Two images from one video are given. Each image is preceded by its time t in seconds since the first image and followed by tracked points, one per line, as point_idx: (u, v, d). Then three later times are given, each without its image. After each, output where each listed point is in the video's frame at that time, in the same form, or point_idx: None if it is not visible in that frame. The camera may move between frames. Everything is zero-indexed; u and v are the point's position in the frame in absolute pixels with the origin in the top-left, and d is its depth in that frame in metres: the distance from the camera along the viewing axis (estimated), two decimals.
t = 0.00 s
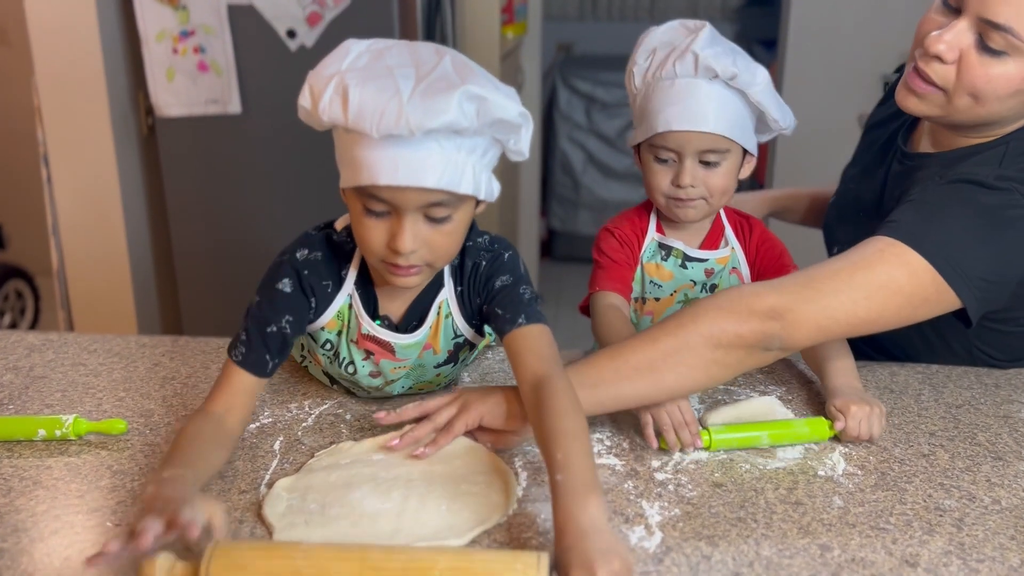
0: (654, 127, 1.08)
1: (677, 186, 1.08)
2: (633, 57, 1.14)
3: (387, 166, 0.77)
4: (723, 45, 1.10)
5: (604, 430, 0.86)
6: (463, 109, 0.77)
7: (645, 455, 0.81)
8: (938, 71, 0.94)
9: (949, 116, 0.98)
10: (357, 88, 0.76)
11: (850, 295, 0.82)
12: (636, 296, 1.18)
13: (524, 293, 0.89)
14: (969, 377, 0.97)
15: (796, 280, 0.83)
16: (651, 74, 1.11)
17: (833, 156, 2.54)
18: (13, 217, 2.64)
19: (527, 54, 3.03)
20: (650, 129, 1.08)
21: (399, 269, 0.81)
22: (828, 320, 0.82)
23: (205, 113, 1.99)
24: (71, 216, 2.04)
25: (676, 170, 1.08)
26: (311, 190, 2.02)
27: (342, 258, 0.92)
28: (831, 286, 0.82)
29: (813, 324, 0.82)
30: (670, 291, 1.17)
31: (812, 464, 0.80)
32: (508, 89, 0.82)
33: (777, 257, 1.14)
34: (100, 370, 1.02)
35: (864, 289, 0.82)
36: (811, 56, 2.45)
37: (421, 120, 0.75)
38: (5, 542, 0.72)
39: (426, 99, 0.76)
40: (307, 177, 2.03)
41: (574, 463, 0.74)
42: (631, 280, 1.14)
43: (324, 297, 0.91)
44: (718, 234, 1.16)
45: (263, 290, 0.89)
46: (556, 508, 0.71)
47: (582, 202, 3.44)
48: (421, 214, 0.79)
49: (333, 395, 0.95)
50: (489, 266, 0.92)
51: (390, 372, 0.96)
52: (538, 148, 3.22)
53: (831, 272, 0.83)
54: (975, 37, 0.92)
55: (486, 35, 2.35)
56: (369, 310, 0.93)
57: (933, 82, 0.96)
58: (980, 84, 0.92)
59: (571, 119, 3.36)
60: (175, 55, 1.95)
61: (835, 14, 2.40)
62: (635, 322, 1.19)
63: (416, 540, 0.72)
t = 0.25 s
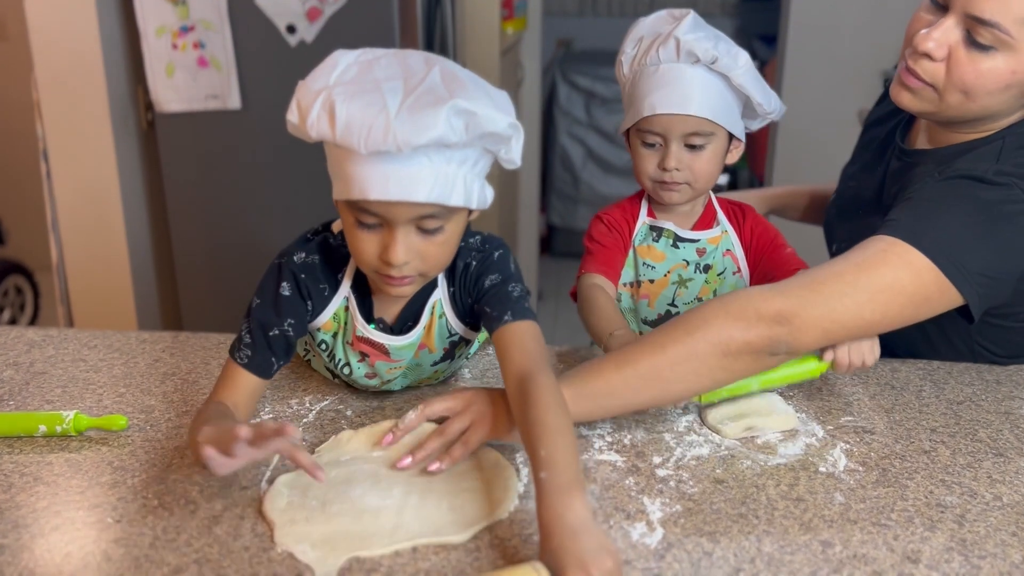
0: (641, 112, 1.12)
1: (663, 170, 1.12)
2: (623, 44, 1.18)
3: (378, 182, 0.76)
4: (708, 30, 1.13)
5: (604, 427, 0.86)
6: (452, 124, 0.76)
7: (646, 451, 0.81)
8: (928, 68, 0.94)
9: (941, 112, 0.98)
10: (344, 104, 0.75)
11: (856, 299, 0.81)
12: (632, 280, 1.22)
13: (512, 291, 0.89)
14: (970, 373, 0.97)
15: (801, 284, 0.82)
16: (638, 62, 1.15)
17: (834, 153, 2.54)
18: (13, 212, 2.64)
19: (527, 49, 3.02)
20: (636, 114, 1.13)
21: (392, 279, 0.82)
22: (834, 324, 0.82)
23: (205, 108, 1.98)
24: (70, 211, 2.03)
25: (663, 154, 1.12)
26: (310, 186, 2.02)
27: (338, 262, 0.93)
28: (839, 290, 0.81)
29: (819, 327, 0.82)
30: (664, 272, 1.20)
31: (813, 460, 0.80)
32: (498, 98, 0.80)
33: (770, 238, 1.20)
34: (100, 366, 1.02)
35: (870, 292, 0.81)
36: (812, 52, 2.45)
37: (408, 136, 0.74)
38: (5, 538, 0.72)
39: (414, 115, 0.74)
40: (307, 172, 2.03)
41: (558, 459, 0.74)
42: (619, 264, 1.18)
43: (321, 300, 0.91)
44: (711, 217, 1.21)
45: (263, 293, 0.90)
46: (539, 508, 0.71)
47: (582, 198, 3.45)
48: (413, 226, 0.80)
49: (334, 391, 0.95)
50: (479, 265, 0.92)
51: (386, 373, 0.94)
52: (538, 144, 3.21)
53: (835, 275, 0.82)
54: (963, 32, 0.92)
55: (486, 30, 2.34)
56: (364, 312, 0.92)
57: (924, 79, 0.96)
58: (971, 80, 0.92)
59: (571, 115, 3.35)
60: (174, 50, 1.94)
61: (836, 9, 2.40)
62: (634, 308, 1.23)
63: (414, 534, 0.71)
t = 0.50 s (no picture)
0: (633, 109, 1.11)
1: (657, 165, 1.12)
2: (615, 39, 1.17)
3: (362, 189, 0.76)
4: (697, 25, 1.13)
5: (604, 422, 0.85)
6: (434, 130, 0.75)
7: (646, 447, 0.81)
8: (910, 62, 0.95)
9: (928, 105, 0.98)
10: (326, 111, 0.74)
11: (855, 292, 0.80)
12: (627, 268, 1.23)
13: (500, 286, 0.88)
14: (971, 369, 0.97)
15: (797, 280, 0.81)
16: (629, 58, 1.14)
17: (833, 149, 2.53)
18: (12, 207, 2.63)
19: (527, 44, 3.01)
20: (629, 111, 1.12)
21: (381, 282, 0.82)
22: (831, 318, 0.81)
23: (204, 103, 1.98)
24: (69, 206, 2.03)
25: (658, 149, 1.12)
26: (309, 182, 2.01)
27: (330, 260, 0.92)
28: (835, 282, 0.80)
29: (816, 323, 0.81)
30: (659, 258, 1.21)
31: (814, 456, 0.80)
32: (483, 102, 0.79)
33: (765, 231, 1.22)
34: (99, 361, 1.02)
35: (867, 285, 0.80)
36: (812, 48, 2.44)
37: (390, 143, 0.73)
38: (4, 534, 0.71)
39: (395, 121, 0.74)
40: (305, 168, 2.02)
41: (551, 455, 0.73)
42: (593, 265, 1.20)
43: (313, 298, 0.91)
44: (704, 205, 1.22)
45: (258, 290, 0.90)
46: (536, 506, 0.70)
47: (582, 193, 3.44)
48: (400, 231, 0.79)
49: (334, 386, 0.95)
50: (466, 264, 0.91)
51: (377, 372, 0.93)
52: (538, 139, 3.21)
53: (831, 270, 0.81)
54: (942, 26, 0.92)
55: (486, 26, 2.33)
56: (356, 312, 0.92)
57: (907, 73, 0.96)
58: (952, 73, 0.92)
59: (570, 110, 3.34)
60: (173, 45, 1.94)
61: (836, 5, 2.39)
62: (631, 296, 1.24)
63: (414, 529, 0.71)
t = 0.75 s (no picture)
0: (649, 110, 1.10)
1: (671, 166, 1.11)
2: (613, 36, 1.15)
3: (343, 193, 0.76)
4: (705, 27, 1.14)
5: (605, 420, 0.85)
6: (406, 129, 0.74)
7: (646, 444, 0.81)
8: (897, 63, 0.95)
9: (917, 105, 0.98)
10: (298, 118, 0.74)
11: (849, 299, 0.80)
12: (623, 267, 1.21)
13: (497, 283, 0.88)
14: (970, 367, 0.97)
15: (792, 287, 0.82)
16: (637, 60, 1.12)
17: (831, 147, 2.53)
18: (12, 204, 2.63)
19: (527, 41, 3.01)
20: (643, 112, 1.10)
21: (376, 284, 0.82)
22: (827, 325, 0.81)
23: (204, 100, 1.98)
24: (69, 203, 2.03)
25: (671, 151, 1.11)
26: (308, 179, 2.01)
27: (330, 259, 0.92)
28: (829, 289, 0.80)
29: (813, 332, 0.81)
30: (655, 254, 1.20)
31: (813, 453, 0.80)
32: (458, 97, 0.78)
33: (760, 230, 1.25)
34: (99, 359, 1.01)
35: (860, 292, 0.80)
36: (811, 45, 2.44)
37: (361, 145, 0.73)
38: (4, 531, 0.71)
39: (366, 122, 0.73)
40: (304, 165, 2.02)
41: (552, 454, 0.73)
42: (575, 271, 1.19)
43: (312, 298, 0.91)
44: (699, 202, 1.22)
45: (258, 289, 0.89)
46: (538, 504, 0.70)
47: (581, 190, 3.44)
48: (388, 231, 0.79)
49: (334, 384, 0.95)
50: (465, 262, 0.91)
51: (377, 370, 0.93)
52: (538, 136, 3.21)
53: (826, 277, 0.81)
54: (926, 27, 0.92)
55: (485, 23, 2.32)
56: (356, 311, 0.92)
57: (894, 74, 0.96)
58: (939, 73, 0.92)
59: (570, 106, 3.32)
60: (173, 42, 1.93)
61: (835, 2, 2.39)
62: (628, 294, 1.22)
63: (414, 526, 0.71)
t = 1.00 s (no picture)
0: (664, 113, 1.09)
1: (683, 168, 1.10)
2: (621, 36, 1.12)
3: (339, 190, 0.76)
4: (717, 28, 1.13)
5: (605, 417, 0.85)
6: (396, 118, 0.74)
7: (648, 441, 0.81)
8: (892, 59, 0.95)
9: (909, 104, 0.98)
10: (288, 119, 0.74)
11: (841, 295, 0.80)
12: (626, 268, 1.20)
13: (497, 279, 0.88)
14: (972, 364, 0.97)
15: (786, 280, 0.81)
16: (649, 61, 1.10)
17: (830, 145, 2.53)
18: (11, 200, 2.63)
19: (528, 37, 3.00)
20: (657, 114, 1.09)
21: (380, 283, 0.82)
22: (819, 321, 0.81)
23: (204, 96, 1.97)
24: (69, 199, 2.02)
25: (683, 152, 1.10)
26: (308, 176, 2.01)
27: (329, 257, 0.92)
28: (823, 285, 0.80)
29: (805, 326, 0.81)
30: (659, 255, 1.19)
31: (815, 451, 0.80)
32: (443, 82, 0.78)
33: (761, 229, 1.24)
34: (99, 355, 1.01)
35: (852, 289, 0.80)
36: (811, 42, 2.44)
37: (353, 138, 0.73)
38: (6, 528, 0.71)
39: (355, 115, 0.73)
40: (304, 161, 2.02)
41: (554, 450, 0.72)
42: (592, 275, 1.16)
43: (311, 297, 0.91)
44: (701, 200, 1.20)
45: (258, 288, 0.89)
46: (540, 499, 0.70)
47: (581, 187, 3.44)
48: (387, 225, 0.79)
49: (335, 380, 0.95)
50: (464, 258, 0.91)
51: (376, 368, 0.93)
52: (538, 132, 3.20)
53: (818, 272, 0.81)
54: (919, 24, 0.92)
55: (486, 19, 2.31)
56: (355, 310, 0.92)
57: (888, 72, 0.96)
58: (931, 70, 0.91)
59: (570, 104, 3.33)
60: (173, 38, 1.93)
61: None
62: (631, 295, 1.21)
63: (415, 522, 0.71)
